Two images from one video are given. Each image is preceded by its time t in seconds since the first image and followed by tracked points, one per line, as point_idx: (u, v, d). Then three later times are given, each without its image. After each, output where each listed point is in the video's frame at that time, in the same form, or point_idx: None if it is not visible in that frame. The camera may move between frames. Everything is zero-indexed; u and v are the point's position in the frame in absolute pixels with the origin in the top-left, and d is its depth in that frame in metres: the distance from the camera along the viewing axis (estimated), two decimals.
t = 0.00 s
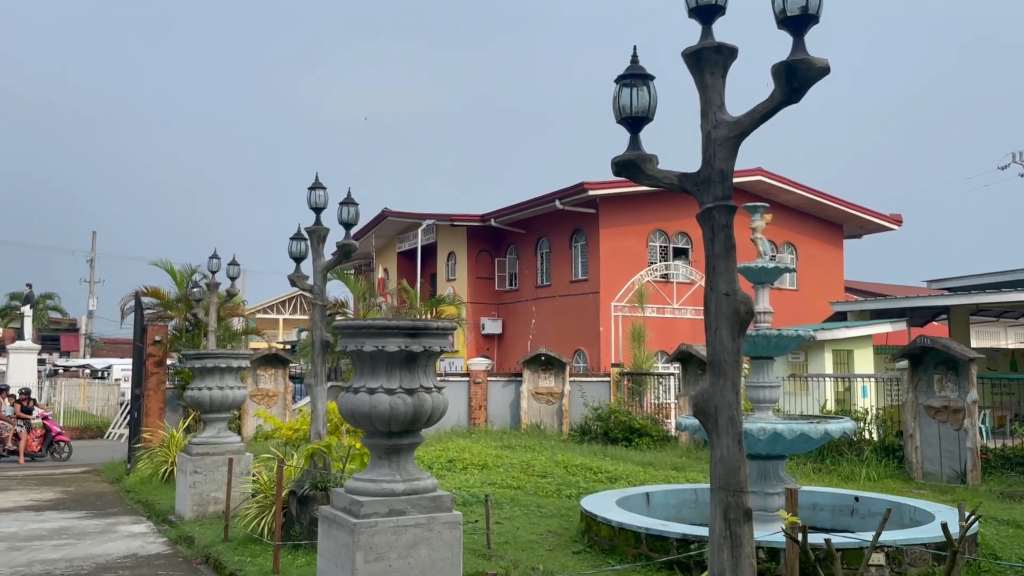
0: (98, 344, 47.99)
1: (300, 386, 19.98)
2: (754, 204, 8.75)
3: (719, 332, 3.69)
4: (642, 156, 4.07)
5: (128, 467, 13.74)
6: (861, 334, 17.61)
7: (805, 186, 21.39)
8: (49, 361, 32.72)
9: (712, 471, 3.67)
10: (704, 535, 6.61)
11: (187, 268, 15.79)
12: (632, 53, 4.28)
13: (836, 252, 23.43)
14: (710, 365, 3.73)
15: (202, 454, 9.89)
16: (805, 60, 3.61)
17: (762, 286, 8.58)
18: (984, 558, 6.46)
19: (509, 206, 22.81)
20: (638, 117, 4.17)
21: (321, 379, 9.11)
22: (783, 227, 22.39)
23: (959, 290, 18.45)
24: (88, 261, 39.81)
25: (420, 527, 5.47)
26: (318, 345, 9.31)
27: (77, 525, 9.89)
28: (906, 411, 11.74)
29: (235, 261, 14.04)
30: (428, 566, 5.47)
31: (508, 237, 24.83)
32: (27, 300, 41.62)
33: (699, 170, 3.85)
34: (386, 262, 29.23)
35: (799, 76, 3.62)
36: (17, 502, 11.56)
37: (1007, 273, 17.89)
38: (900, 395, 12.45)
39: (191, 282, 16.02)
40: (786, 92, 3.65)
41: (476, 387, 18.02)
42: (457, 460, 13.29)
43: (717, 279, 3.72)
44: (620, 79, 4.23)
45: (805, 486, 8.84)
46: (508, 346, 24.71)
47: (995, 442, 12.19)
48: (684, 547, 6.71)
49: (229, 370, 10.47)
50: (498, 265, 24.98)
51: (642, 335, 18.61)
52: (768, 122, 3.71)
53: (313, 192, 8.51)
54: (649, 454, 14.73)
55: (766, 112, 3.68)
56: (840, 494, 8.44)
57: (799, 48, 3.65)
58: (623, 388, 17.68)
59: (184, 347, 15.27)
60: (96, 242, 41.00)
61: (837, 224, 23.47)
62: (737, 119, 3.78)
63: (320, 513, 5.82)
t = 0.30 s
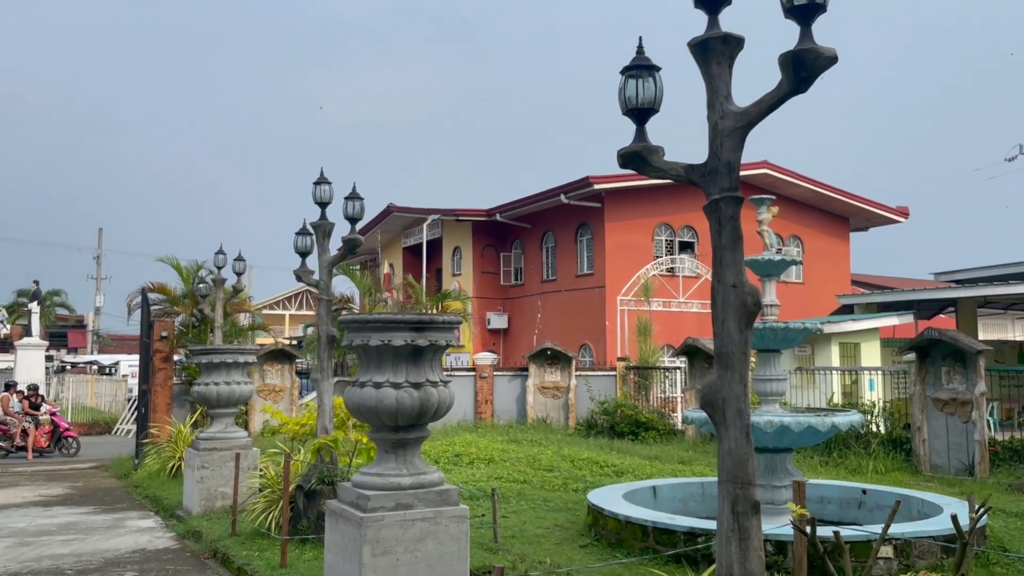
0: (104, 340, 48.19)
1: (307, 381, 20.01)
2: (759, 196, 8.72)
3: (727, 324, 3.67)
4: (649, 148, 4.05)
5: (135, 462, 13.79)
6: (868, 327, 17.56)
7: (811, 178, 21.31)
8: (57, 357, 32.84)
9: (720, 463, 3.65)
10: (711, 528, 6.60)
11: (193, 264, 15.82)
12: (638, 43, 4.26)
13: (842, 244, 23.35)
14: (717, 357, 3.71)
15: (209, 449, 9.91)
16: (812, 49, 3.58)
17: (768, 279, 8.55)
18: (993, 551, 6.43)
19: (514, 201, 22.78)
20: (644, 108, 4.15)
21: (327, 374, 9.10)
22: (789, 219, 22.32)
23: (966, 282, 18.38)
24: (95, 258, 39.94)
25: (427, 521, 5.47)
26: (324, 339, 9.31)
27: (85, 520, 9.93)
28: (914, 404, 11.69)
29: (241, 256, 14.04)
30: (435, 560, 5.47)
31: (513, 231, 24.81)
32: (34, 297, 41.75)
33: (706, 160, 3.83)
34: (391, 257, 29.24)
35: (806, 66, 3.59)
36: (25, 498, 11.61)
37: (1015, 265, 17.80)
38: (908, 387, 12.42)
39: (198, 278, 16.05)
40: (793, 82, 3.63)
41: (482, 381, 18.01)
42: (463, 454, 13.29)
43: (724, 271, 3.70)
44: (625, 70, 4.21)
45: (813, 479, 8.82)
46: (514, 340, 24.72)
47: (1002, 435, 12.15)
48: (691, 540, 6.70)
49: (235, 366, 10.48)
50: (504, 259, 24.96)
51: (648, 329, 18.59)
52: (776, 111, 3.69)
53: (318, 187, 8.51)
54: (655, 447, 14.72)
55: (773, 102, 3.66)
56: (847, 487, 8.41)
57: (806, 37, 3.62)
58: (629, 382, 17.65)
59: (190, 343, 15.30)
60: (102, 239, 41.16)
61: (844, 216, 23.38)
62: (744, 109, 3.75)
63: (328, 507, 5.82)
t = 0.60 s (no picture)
0: (108, 335, 48.30)
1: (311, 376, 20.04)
2: (764, 189, 8.69)
3: (734, 317, 3.66)
4: (655, 140, 4.03)
5: (141, 458, 13.82)
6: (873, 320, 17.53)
7: (815, 171, 21.26)
8: (61, 353, 32.90)
9: (727, 456, 3.65)
10: (717, 521, 6.60)
11: (197, 260, 15.84)
12: (644, 36, 4.24)
13: (846, 237, 23.31)
14: (725, 350, 3.71)
15: (214, 444, 9.93)
16: (819, 41, 3.57)
17: (774, 271, 8.53)
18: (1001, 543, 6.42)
19: (518, 195, 22.76)
20: (649, 101, 4.14)
21: (332, 369, 9.11)
22: (793, 213, 22.27)
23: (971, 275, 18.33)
24: (98, 254, 39.94)
25: (433, 515, 5.48)
26: (329, 334, 9.31)
27: (92, 515, 9.96)
28: (919, 397, 11.66)
29: (245, 252, 14.04)
30: (442, 554, 5.48)
31: (517, 226, 24.79)
32: (38, 292, 41.77)
33: (712, 153, 3.82)
34: (395, 252, 29.24)
35: (813, 57, 3.58)
36: (32, 494, 11.65)
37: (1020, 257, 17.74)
38: (913, 380, 12.40)
39: (202, 274, 16.07)
40: (800, 74, 3.61)
41: (486, 376, 18.00)
42: (468, 449, 13.31)
43: (731, 264, 3.69)
44: (631, 63, 4.19)
45: (818, 473, 8.81)
46: (518, 335, 24.72)
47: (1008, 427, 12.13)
48: (697, 533, 6.70)
49: (240, 361, 10.49)
50: (507, 254, 24.95)
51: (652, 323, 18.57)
52: (783, 103, 3.67)
53: (322, 181, 8.50)
54: (660, 441, 14.72)
55: (780, 94, 3.64)
56: (853, 480, 8.41)
57: (813, 28, 3.60)
58: (633, 376, 17.69)
59: (195, 338, 15.33)
60: (105, 234, 41.19)
61: (848, 209, 23.32)
62: (750, 101, 3.74)
63: (334, 501, 5.83)
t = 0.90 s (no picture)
0: (108, 332, 48.34)
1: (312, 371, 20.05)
2: (764, 182, 8.69)
3: (735, 311, 3.66)
4: (656, 134, 4.03)
5: (142, 454, 13.83)
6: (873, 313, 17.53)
7: (815, 164, 21.24)
8: (62, 350, 32.91)
9: (729, 449, 3.65)
10: (719, 515, 6.62)
11: (197, 256, 15.84)
12: (644, 29, 4.23)
13: (846, 230, 23.30)
14: (726, 344, 3.70)
15: (216, 440, 9.94)
16: (819, 34, 3.56)
17: (774, 265, 8.53)
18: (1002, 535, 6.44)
19: (517, 189, 22.74)
20: (650, 95, 4.13)
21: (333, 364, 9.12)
22: (793, 206, 22.26)
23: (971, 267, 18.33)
24: (98, 251, 39.92)
25: (436, 510, 5.49)
26: (330, 330, 9.30)
27: (94, 512, 9.97)
28: (919, 389, 11.67)
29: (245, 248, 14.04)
30: (445, 548, 5.49)
31: (516, 220, 24.78)
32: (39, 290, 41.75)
33: (713, 147, 3.82)
34: (394, 247, 29.24)
35: (814, 50, 3.57)
36: (34, 490, 11.67)
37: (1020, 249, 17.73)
38: (913, 372, 12.40)
39: (202, 270, 16.07)
40: (801, 68, 3.61)
41: (486, 370, 18.01)
42: (469, 443, 13.32)
43: (733, 257, 3.68)
44: (631, 57, 4.19)
45: (819, 466, 8.82)
46: (518, 329, 24.74)
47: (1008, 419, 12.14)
48: (698, 527, 6.71)
49: (241, 357, 10.50)
50: (507, 248, 24.95)
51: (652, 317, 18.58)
52: (783, 96, 3.67)
53: (322, 177, 8.49)
54: (661, 435, 14.74)
55: (781, 87, 3.64)
56: (854, 473, 8.42)
57: (814, 21, 3.60)
58: (634, 370, 17.70)
59: (196, 334, 15.34)
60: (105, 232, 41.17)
61: (848, 202, 23.31)
62: (751, 94, 3.73)
63: (336, 496, 5.83)
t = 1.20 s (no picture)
0: (104, 327, 48.34)
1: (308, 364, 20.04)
2: (760, 174, 8.69)
3: (733, 303, 3.67)
4: (653, 126, 4.03)
5: (139, 449, 13.83)
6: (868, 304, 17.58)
7: (810, 155, 21.25)
8: (58, 345, 32.85)
9: (727, 440, 3.65)
10: (716, 506, 6.64)
11: (192, 250, 15.80)
12: (641, 21, 4.23)
13: (842, 222, 23.33)
14: (724, 336, 3.71)
15: (213, 434, 9.94)
16: (816, 25, 3.56)
17: (771, 256, 8.55)
18: (997, 524, 6.47)
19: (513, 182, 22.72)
20: (647, 87, 4.13)
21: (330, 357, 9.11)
22: (788, 197, 22.28)
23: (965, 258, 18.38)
24: (93, 246, 39.82)
25: (434, 503, 5.51)
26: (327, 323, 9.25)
27: (92, 506, 9.98)
28: (914, 380, 11.72)
29: (241, 242, 14.00)
30: (443, 541, 5.51)
31: (512, 213, 24.76)
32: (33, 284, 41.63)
33: (711, 139, 3.81)
34: (390, 241, 29.21)
35: (811, 42, 3.57)
36: (31, 485, 11.67)
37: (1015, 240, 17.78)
38: (909, 363, 12.44)
39: (197, 264, 16.03)
40: (798, 59, 3.61)
41: (483, 363, 18.02)
42: (466, 436, 13.35)
43: (730, 249, 3.69)
44: (628, 49, 4.18)
45: (815, 456, 8.86)
46: (515, 322, 24.77)
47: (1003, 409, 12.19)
48: (696, 517, 6.74)
49: (238, 351, 10.49)
50: (503, 241, 24.94)
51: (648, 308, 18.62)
52: (780, 88, 3.67)
53: (318, 170, 8.47)
54: (657, 426, 14.79)
55: (778, 79, 3.64)
56: (850, 463, 8.46)
57: (811, 13, 3.60)
58: (630, 362, 17.75)
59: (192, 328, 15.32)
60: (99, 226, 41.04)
61: (843, 194, 23.33)
62: (748, 87, 3.73)
63: (334, 490, 5.84)
